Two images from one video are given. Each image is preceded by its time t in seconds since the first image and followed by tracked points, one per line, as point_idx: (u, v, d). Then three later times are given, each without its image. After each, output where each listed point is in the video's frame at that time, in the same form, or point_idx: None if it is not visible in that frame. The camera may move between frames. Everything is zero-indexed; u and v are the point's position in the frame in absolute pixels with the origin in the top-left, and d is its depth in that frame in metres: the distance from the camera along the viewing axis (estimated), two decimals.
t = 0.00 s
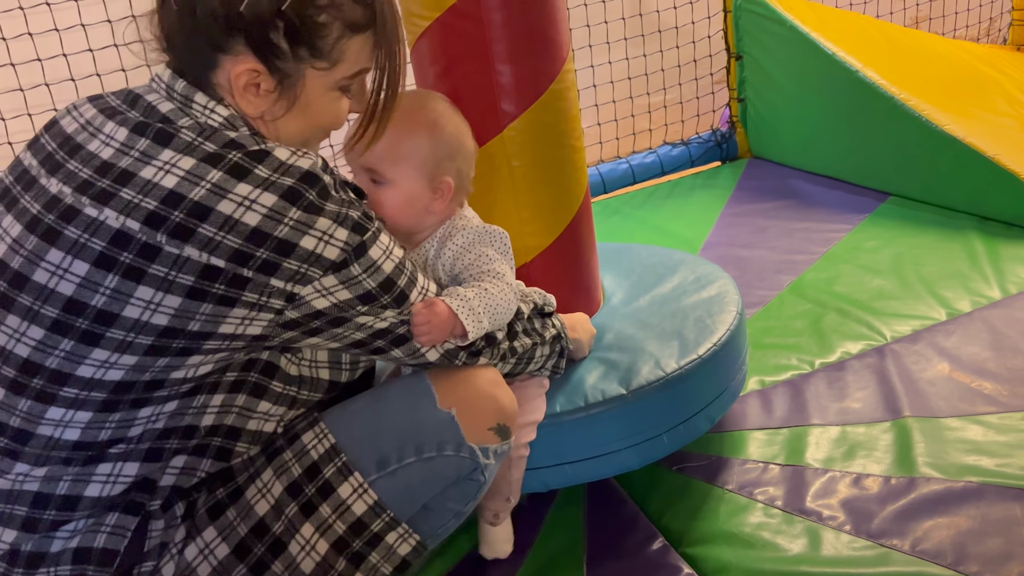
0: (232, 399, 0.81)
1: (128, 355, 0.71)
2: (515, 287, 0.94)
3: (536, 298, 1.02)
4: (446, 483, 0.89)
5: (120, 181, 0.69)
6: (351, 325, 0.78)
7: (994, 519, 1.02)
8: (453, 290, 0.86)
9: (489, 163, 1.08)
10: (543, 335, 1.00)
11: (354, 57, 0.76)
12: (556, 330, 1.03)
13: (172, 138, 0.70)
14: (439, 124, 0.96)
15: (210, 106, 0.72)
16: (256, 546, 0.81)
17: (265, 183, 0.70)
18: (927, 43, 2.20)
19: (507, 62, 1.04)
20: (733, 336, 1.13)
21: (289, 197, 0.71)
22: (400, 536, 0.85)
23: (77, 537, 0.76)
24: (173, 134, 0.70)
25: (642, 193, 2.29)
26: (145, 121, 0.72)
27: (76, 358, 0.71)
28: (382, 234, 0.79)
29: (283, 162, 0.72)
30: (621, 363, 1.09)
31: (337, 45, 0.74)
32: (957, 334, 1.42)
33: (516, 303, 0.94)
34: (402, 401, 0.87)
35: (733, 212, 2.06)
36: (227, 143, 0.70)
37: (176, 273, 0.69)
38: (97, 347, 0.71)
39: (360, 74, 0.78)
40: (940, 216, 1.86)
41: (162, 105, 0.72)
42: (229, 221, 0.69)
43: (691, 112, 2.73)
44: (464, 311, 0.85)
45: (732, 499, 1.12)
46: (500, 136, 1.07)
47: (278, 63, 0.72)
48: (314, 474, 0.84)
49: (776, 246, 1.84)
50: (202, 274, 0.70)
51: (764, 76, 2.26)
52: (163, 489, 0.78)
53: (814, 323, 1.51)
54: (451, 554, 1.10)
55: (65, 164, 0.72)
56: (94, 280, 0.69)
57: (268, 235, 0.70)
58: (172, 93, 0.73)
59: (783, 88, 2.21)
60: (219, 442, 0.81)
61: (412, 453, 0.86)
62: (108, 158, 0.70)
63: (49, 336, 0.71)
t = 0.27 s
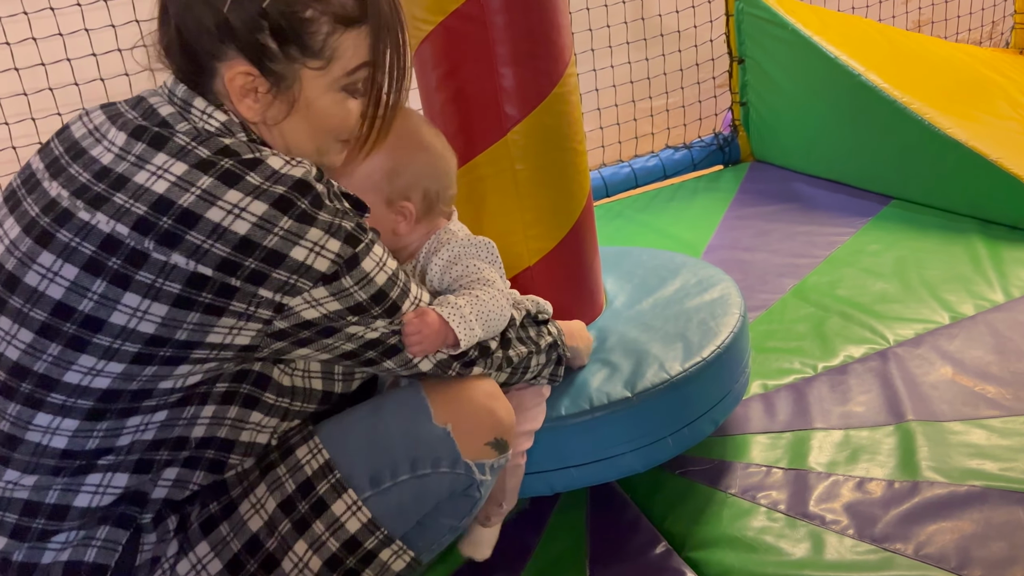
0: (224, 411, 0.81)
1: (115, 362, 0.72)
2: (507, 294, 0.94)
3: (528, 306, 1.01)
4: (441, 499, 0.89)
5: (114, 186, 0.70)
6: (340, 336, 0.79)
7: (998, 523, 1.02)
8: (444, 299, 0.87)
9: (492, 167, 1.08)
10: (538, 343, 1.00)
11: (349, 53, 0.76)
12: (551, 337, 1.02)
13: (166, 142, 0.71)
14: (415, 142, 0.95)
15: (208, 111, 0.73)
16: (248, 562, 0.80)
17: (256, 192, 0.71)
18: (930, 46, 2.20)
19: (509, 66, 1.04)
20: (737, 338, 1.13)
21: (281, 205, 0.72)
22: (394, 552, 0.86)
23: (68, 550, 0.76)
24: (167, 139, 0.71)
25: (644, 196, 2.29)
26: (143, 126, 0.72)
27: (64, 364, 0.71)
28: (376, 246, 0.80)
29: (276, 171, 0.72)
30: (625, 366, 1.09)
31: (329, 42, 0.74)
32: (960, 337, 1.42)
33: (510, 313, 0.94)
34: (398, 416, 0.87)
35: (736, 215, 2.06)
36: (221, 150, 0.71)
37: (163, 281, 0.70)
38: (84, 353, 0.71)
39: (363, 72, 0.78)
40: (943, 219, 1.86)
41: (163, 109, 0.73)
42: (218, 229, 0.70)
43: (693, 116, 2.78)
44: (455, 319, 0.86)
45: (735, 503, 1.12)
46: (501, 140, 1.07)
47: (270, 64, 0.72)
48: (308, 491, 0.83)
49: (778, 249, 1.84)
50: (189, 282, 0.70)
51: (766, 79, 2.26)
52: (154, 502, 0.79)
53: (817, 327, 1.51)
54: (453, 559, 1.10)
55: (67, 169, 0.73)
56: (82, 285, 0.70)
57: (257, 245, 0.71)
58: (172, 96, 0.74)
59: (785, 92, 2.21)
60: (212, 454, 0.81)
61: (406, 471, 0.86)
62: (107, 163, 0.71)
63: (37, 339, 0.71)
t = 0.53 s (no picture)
0: (213, 410, 0.79)
1: (89, 368, 0.74)
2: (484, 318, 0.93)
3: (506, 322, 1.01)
4: (448, 505, 0.88)
5: (85, 186, 0.73)
6: (314, 346, 0.79)
7: (1004, 527, 1.01)
8: (418, 322, 0.86)
9: (497, 170, 1.08)
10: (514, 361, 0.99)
11: (325, 40, 0.79)
12: (529, 353, 1.01)
13: (140, 141, 0.74)
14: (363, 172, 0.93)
15: (186, 103, 0.76)
16: (253, 566, 0.79)
17: (225, 190, 0.72)
18: (935, 49, 2.19)
19: (514, 68, 1.04)
20: (736, 347, 1.12)
21: (250, 207, 0.73)
22: (400, 558, 0.84)
23: (66, 553, 0.76)
24: (143, 134, 0.75)
25: (649, 199, 2.29)
26: (121, 125, 0.76)
27: (44, 369, 0.74)
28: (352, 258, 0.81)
29: (247, 169, 0.74)
30: (619, 373, 1.09)
31: (304, 27, 0.77)
32: (965, 341, 1.41)
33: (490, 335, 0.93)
34: (408, 420, 0.88)
35: (741, 218, 2.06)
36: (191, 149, 0.73)
37: (130, 282, 0.72)
38: (60, 358, 0.74)
39: (341, 58, 0.81)
40: (948, 222, 1.85)
41: (142, 105, 0.77)
42: (185, 229, 0.71)
43: (699, 118, 2.73)
44: (424, 343, 0.85)
45: (739, 506, 1.11)
46: (505, 143, 1.07)
47: (247, 48, 0.76)
48: (314, 494, 0.83)
49: (783, 252, 1.84)
50: (155, 283, 0.72)
51: (771, 82, 2.26)
52: (152, 503, 0.77)
53: (821, 330, 1.51)
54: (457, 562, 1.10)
55: (48, 169, 0.77)
56: (53, 286, 0.73)
57: (225, 248, 0.72)
58: (154, 90, 0.78)
59: (789, 95, 2.21)
60: (210, 458, 0.79)
61: (411, 474, 0.86)
62: (84, 162, 0.75)
63: (18, 344, 0.75)
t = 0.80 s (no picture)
0: (210, 407, 0.76)
1: (77, 369, 0.72)
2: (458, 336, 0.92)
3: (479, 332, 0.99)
4: (477, 503, 0.89)
5: (66, 181, 0.74)
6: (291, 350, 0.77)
7: (1014, 533, 1.01)
8: (390, 332, 0.85)
9: (501, 174, 1.09)
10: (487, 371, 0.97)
11: (316, 28, 0.79)
12: (500, 363, 0.99)
13: (121, 136, 0.74)
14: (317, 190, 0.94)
15: (169, 92, 0.75)
16: (286, 561, 0.79)
17: (203, 183, 0.71)
18: (944, 53, 2.19)
19: (522, 71, 1.04)
20: (736, 361, 1.11)
21: (228, 200, 0.72)
22: (431, 556, 0.82)
23: (89, 552, 0.74)
24: (122, 131, 0.74)
25: (656, 203, 2.29)
26: (104, 121, 0.75)
27: (34, 371, 0.73)
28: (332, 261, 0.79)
29: (227, 162, 0.73)
30: (611, 381, 1.09)
31: (297, 13, 0.77)
32: (975, 345, 1.41)
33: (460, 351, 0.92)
34: (438, 419, 0.90)
35: (748, 222, 2.06)
36: (171, 143, 0.73)
37: (108, 277, 0.71)
38: (49, 360, 0.73)
39: (327, 48, 0.81)
40: (957, 226, 1.85)
41: (124, 99, 0.76)
42: (162, 222, 0.70)
43: (706, 121, 2.74)
44: (393, 354, 0.83)
45: (748, 510, 1.11)
46: (514, 148, 1.07)
47: (236, 33, 0.76)
48: (349, 490, 0.83)
49: (791, 256, 1.84)
50: (134, 278, 0.71)
51: (779, 86, 2.26)
52: (172, 498, 0.76)
53: (829, 334, 1.51)
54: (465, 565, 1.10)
55: (35, 168, 0.77)
56: (36, 284, 0.73)
57: (202, 243, 0.71)
58: (138, 80, 0.77)
59: (797, 98, 2.21)
60: (223, 454, 0.78)
61: (444, 471, 0.87)
62: (67, 158, 0.75)
63: (11, 347, 0.74)
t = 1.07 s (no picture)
0: (217, 399, 0.75)
1: (79, 355, 0.71)
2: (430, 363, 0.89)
3: (452, 350, 0.98)
4: (503, 513, 0.90)
5: (69, 166, 0.74)
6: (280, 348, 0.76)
7: None
8: (361, 348, 0.82)
9: (508, 178, 1.09)
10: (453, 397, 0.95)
11: (337, 26, 0.81)
12: (475, 379, 0.98)
13: (124, 122, 0.74)
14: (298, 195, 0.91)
15: (177, 77, 0.76)
16: (316, 568, 0.78)
17: (202, 165, 0.70)
18: (953, 57, 2.18)
19: (531, 75, 1.05)
20: (744, 364, 1.11)
21: (226, 183, 0.71)
22: (457, 565, 0.82)
23: (112, 556, 0.72)
24: (124, 119, 0.74)
25: (663, 207, 2.29)
26: (109, 110, 0.76)
27: (38, 358, 0.72)
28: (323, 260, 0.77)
29: (228, 147, 0.72)
30: (619, 385, 1.09)
31: (323, 9, 0.79)
32: (984, 350, 1.40)
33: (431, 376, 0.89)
34: (466, 429, 0.89)
35: (757, 226, 2.06)
36: (172, 129, 0.73)
37: (107, 259, 0.70)
38: (53, 346, 0.72)
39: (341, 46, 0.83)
40: (967, 231, 1.84)
41: (129, 88, 0.77)
42: (159, 203, 0.70)
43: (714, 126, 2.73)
44: (362, 372, 0.80)
45: (756, 514, 1.11)
46: (523, 152, 1.07)
47: (265, 20, 0.77)
48: (380, 498, 0.82)
49: (800, 260, 1.84)
50: (131, 260, 0.70)
51: (787, 90, 2.26)
52: (190, 497, 0.74)
53: (838, 338, 1.51)
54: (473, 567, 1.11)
55: (40, 159, 0.77)
56: (39, 269, 0.72)
57: (197, 224, 0.69)
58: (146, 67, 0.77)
59: (806, 102, 2.21)
60: (235, 447, 0.76)
61: (473, 482, 0.88)
62: (70, 146, 0.75)
63: (14, 334, 0.74)
